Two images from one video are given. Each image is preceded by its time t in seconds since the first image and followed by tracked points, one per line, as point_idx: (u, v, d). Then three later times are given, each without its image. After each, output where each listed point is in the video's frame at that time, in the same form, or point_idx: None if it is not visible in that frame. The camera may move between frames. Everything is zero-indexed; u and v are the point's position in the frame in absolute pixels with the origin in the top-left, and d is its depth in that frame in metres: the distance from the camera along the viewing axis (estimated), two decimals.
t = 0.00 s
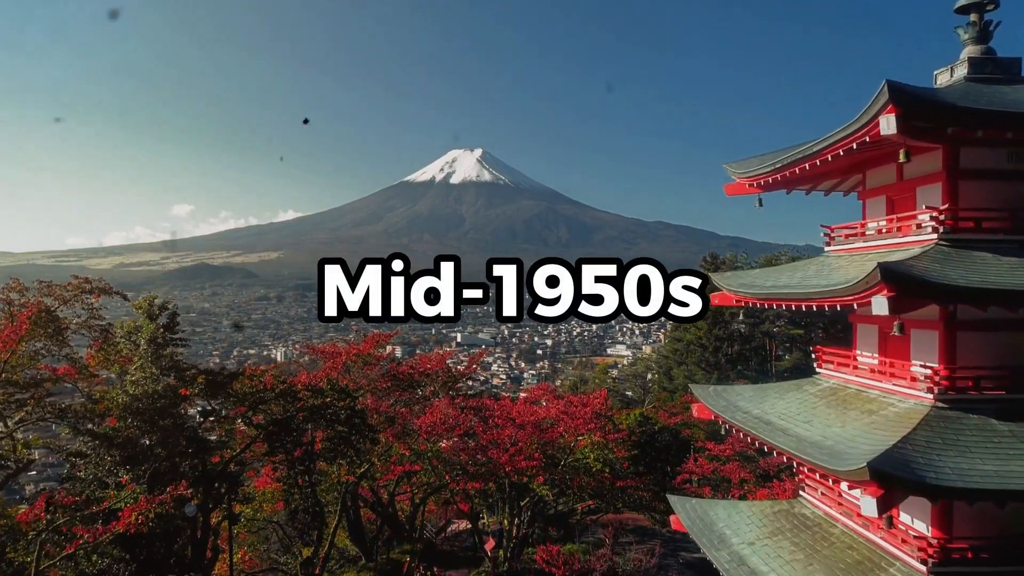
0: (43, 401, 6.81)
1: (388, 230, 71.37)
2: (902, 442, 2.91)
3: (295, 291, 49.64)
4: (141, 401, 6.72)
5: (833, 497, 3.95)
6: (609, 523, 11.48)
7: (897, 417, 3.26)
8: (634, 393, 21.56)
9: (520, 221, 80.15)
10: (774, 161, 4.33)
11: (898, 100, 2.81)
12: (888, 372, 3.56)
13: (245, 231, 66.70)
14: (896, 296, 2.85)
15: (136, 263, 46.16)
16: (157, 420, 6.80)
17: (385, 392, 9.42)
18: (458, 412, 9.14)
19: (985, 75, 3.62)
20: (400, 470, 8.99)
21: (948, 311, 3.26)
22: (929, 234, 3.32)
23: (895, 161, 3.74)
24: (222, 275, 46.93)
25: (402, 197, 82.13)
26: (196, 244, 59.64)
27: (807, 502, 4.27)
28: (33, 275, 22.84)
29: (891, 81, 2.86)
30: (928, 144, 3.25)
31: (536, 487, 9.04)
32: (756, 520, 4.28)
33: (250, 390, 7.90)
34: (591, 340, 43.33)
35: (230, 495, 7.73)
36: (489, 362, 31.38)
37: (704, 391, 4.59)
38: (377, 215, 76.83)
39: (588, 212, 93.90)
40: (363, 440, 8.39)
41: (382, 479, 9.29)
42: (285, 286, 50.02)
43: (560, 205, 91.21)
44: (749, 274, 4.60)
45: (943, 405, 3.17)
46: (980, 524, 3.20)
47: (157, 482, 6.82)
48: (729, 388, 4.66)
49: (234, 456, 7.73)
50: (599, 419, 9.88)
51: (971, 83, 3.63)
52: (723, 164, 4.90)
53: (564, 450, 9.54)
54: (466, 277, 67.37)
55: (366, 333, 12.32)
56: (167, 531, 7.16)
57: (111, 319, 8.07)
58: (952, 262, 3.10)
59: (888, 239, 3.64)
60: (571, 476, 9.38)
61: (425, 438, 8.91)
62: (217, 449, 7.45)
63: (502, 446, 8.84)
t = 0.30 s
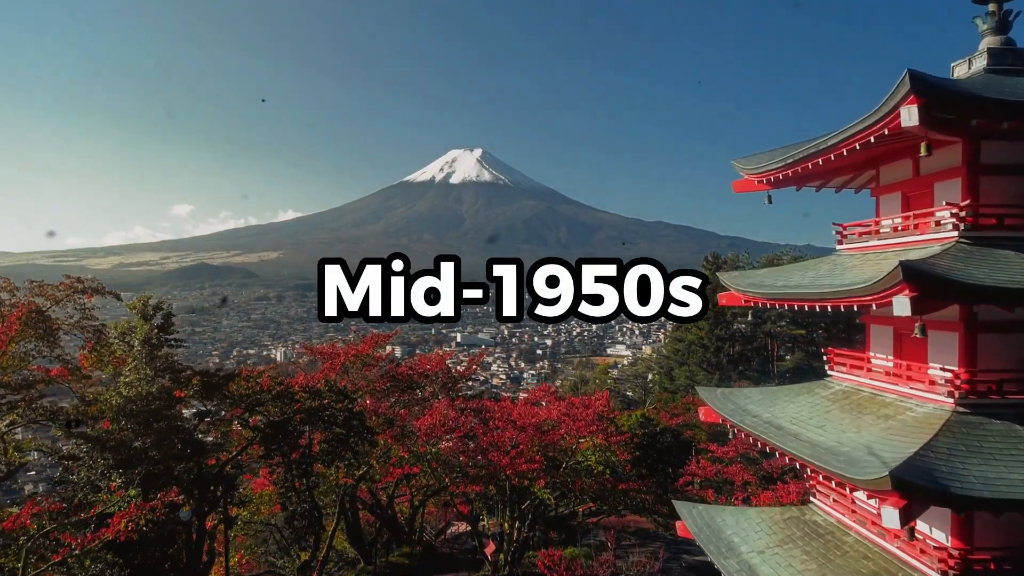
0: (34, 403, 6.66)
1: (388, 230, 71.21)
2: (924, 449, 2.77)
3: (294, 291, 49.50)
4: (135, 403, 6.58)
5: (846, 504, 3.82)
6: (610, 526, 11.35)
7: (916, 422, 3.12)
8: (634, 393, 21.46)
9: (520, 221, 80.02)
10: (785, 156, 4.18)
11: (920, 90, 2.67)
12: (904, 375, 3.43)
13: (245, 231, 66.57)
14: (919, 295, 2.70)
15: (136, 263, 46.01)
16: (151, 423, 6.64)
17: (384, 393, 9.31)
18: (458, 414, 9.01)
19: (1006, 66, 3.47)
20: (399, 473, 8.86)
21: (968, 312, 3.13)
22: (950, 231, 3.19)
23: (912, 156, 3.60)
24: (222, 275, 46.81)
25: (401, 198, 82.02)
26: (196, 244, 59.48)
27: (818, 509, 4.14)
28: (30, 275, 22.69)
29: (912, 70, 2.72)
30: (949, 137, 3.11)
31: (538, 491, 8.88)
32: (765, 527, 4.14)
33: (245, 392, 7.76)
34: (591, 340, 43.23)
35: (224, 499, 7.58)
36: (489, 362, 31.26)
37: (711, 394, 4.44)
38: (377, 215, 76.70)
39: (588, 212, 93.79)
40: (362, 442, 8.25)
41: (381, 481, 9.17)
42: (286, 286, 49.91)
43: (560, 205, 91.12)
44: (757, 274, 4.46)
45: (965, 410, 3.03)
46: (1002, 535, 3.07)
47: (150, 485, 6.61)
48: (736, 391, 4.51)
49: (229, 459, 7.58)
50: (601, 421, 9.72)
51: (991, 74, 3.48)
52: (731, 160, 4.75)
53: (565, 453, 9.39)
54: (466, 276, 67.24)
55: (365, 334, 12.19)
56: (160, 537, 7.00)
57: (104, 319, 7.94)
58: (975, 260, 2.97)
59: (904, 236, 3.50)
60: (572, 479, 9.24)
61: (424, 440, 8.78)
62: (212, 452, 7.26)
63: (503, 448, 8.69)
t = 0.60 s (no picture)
0: (24, 406, 6.52)
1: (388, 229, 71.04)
2: (948, 457, 2.64)
3: (294, 290, 49.39)
4: (129, 406, 6.45)
5: (860, 512, 3.68)
6: (612, 529, 11.23)
7: (937, 428, 2.99)
8: (635, 393, 21.37)
9: (520, 221, 79.90)
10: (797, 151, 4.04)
11: (946, 79, 2.54)
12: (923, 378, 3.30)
13: (245, 230, 66.45)
14: (945, 296, 2.57)
15: (135, 263, 45.88)
16: (145, 426, 6.51)
17: (383, 394, 9.17)
18: (458, 416, 8.89)
19: None
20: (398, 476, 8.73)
21: (991, 313, 2.99)
22: (973, 229, 3.05)
23: (930, 151, 3.46)
24: (222, 275, 46.66)
25: (401, 197, 81.91)
26: (196, 244, 59.33)
27: (830, 516, 4.01)
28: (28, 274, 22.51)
29: (938, 58, 2.59)
30: (972, 130, 2.98)
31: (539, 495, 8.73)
32: (776, 535, 4.01)
33: (241, 393, 7.62)
34: (591, 340, 43.13)
35: (220, 503, 7.43)
36: (489, 362, 31.15)
37: (719, 397, 4.30)
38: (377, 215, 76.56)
39: (588, 212, 93.68)
40: (360, 445, 8.10)
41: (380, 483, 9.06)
42: (285, 286, 49.80)
43: (560, 205, 91.02)
44: (767, 273, 4.32)
45: (989, 415, 2.89)
46: None
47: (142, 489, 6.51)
48: (745, 394, 4.37)
49: (223, 463, 7.42)
50: (603, 423, 9.57)
51: (1012, 65, 3.35)
52: (739, 156, 4.60)
53: (566, 455, 9.24)
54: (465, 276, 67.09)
55: (364, 334, 12.06)
56: (154, 539, 6.83)
57: (97, 319, 7.78)
58: (1000, 258, 2.83)
59: (923, 234, 3.37)
60: (573, 481, 9.11)
61: (423, 443, 8.59)
62: (208, 454, 7.13)
63: (503, 450, 8.55)
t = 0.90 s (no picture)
0: (15, 408, 6.39)
1: (388, 229, 70.88)
2: (976, 467, 2.50)
3: (294, 290, 49.25)
4: (122, 408, 6.34)
5: (875, 521, 3.54)
6: (613, 532, 11.10)
7: (961, 434, 2.84)
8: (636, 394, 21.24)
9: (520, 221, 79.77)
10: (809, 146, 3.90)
11: (974, 67, 2.41)
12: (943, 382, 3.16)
13: (245, 230, 66.30)
14: (973, 295, 2.43)
15: (135, 262, 45.73)
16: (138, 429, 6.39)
17: (382, 395, 9.03)
18: (457, 417, 8.75)
19: None
20: (397, 479, 8.61)
21: (1018, 315, 2.85)
22: (998, 225, 2.91)
23: (950, 145, 3.32)
24: (221, 275, 46.52)
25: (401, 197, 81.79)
26: (196, 244, 59.17)
27: (843, 525, 3.86)
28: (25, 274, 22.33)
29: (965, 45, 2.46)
30: (997, 122, 2.85)
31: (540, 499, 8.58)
32: (787, 544, 3.87)
33: (237, 395, 7.48)
34: (591, 340, 43.01)
35: (216, 507, 7.28)
36: (490, 362, 31.01)
37: (728, 400, 4.16)
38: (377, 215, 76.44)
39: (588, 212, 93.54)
40: (359, 448, 7.96)
41: (380, 486, 8.95)
42: (285, 285, 49.69)
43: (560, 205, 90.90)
44: (777, 273, 4.18)
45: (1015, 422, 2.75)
46: None
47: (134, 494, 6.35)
48: (755, 397, 4.23)
49: (219, 467, 7.27)
50: (606, 425, 9.42)
51: None
52: (749, 151, 4.47)
53: (567, 458, 9.11)
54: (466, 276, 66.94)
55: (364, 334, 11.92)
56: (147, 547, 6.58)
57: (91, 320, 7.64)
58: None
59: (943, 232, 3.23)
60: (575, 484, 8.96)
61: (423, 446, 8.39)
62: (204, 458, 7.01)
63: (503, 453, 8.42)
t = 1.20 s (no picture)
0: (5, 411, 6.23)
1: (388, 229, 70.72)
2: (1008, 477, 2.36)
3: (293, 290, 49.09)
4: (115, 411, 6.17)
5: (893, 530, 3.40)
6: (614, 535, 10.99)
7: (988, 441, 2.71)
8: (637, 394, 21.11)
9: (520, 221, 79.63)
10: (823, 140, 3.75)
11: (1007, 53, 2.28)
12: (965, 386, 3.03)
13: (245, 230, 66.09)
14: (1007, 295, 2.29)
15: (134, 262, 45.59)
16: (131, 432, 6.16)
17: (381, 396, 8.87)
18: (457, 419, 8.60)
19: None
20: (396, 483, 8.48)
21: None
22: None
23: (973, 139, 3.18)
24: (221, 275, 46.36)
25: (401, 197, 81.62)
26: (195, 244, 58.96)
27: (859, 534, 3.72)
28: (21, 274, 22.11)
29: (997, 29, 2.33)
30: None
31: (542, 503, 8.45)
32: (800, 553, 3.73)
33: (232, 397, 7.32)
34: (591, 340, 42.90)
35: (211, 512, 7.11)
36: (489, 362, 30.88)
37: (737, 404, 4.01)
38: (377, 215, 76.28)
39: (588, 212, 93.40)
40: (356, 452, 7.80)
41: (378, 488, 8.81)
42: (285, 286, 49.55)
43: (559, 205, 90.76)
44: (789, 272, 4.04)
45: None
46: None
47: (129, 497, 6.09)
48: (765, 400, 4.07)
49: (213, 470, 7.09)
50: (608, 427, 9.28)
51: None
52: (759, 146, 4.32)
53: (568, 461, 8.96)
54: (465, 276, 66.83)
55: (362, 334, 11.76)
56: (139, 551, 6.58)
57: (83, 321, 7.47)
58: None
59: (966, 229, 3.09)
60: (577, 488, 8.81)
61: (423, 449, 8.23)
62: (198, 461, 6.88)
63: (504, 456, 8.28)
